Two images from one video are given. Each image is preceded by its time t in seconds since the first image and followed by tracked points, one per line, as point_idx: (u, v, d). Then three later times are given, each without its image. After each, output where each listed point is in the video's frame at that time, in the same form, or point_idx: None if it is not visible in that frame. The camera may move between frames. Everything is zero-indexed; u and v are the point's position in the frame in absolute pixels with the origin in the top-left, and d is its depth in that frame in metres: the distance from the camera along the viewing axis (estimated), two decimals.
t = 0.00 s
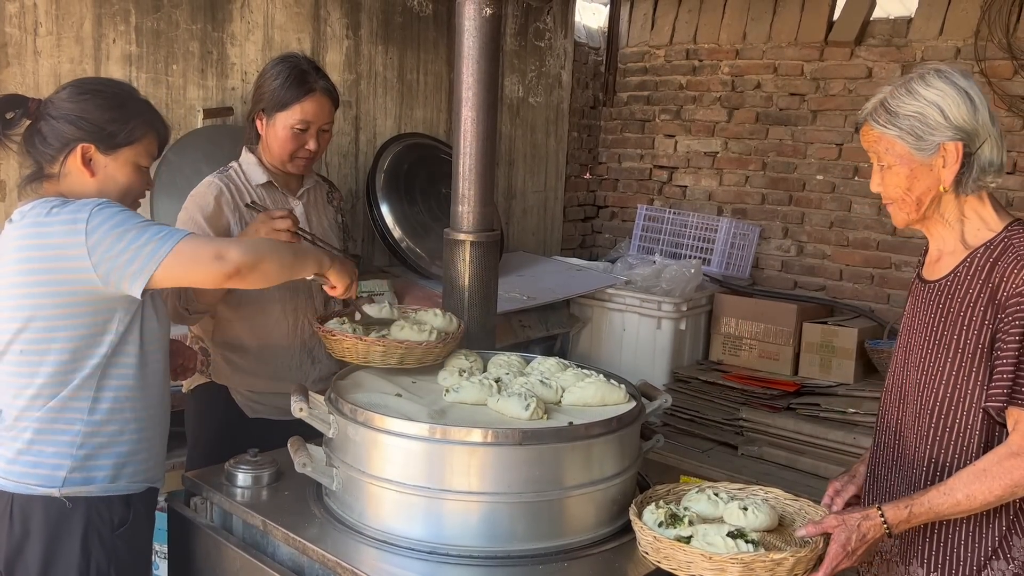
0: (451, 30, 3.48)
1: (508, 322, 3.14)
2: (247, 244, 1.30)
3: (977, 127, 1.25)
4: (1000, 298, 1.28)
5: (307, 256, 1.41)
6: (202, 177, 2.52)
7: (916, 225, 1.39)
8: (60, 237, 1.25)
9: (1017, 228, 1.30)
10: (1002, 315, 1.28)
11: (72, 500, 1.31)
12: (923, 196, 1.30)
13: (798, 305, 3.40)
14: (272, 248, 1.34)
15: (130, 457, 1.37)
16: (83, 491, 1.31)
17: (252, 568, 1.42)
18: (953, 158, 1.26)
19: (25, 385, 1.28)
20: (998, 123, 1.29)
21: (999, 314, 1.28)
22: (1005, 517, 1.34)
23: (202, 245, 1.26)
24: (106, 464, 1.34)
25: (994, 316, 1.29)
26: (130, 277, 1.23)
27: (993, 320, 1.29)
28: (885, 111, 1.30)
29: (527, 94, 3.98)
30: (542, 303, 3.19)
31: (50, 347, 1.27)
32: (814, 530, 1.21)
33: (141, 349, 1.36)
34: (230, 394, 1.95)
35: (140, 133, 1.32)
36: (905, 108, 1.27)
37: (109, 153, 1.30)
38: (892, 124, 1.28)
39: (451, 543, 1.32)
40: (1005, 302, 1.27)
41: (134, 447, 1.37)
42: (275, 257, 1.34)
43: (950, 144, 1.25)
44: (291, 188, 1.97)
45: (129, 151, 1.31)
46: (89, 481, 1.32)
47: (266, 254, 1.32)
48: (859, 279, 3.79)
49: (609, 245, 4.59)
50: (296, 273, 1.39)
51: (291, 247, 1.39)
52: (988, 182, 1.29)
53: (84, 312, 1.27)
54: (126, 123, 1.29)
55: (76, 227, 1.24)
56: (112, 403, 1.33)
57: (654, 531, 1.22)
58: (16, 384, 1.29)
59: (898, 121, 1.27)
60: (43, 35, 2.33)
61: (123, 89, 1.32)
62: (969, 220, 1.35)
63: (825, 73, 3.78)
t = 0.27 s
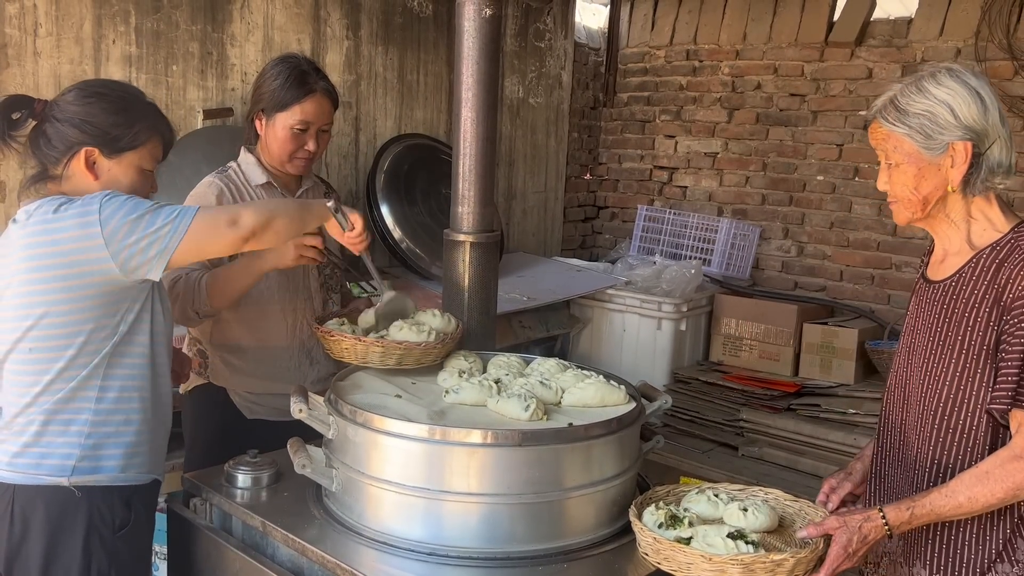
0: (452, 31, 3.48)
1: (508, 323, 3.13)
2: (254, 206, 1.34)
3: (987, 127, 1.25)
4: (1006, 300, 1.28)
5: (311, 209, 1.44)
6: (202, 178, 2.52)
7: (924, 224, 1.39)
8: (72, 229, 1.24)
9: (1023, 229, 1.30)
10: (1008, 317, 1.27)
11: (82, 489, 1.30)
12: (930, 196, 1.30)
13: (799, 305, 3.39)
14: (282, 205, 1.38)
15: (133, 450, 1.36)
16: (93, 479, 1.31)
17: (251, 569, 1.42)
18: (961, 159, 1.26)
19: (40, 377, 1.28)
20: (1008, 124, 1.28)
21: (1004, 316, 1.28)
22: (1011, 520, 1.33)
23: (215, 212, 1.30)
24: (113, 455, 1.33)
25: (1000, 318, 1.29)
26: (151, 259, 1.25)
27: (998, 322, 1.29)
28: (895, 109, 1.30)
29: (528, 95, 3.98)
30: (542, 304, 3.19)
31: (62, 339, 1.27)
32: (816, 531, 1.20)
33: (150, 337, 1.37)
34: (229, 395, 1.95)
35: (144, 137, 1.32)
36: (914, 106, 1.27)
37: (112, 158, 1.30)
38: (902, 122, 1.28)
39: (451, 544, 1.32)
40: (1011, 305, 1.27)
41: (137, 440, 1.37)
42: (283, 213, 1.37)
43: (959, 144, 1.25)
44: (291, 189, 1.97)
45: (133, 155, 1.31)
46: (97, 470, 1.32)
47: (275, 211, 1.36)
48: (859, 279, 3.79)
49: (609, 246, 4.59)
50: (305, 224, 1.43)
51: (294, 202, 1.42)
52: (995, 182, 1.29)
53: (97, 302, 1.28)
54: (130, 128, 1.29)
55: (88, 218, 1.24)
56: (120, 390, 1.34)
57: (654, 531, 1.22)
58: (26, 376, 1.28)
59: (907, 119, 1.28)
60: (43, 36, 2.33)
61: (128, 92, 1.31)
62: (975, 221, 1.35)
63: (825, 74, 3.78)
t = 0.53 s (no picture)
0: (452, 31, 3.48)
1: (508, 323, 3.13)
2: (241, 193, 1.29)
3: (988, 128, 1.25)
4: (1008, 302, 1.28)
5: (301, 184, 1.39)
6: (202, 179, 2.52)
7: (925, 227, 1.40)
8: (59, 232, 1.24)
9: None
10: (1010, 319, 1.27)
11: (83, 489, 1.30)
12: (930, 196, 1.30)
13: (799, 306, 3.39)
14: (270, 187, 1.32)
15: (135, 449, 1.36)
16: (94, 479, 1.31)
17: (251, 569, 1.41)
18: (962, 159, 1.26)
19: (35, 381, 1.28)
20: (1009, 124, 1.28)
21: (1006, 318, 1.28)
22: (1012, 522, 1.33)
23: (200, 206, 1.25)
24: (116, 454, 1.34)
25: (1002, 320, 1.29)
26: (136, 257, 1.24)
27: (1000, 324, 1.29)
28: (896, 108, 1.30)
29: (528, 95, 3.98)
30: (542, 304, 3.19)
31: (57, 342, 1.27)
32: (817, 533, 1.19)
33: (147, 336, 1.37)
34: (230, 398, 1.96)
35: (143, 137, 1.31)
36: (916, 106, 1.27)
37: (110, 157, 1.30)
38: (903, 122, 1.28)
39: (451, 544, 1.31)
40: (1013, 307, 1.27)
41: (138, 439, 1.37)
42: (270, 197, 1.32)
43: (959, 144, 1.25)
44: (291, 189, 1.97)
45: (131, 155, 1.31)
46: (98, 470, 1.32)
47: (263, 196, 1.31)
48: (859, 280, 3.79)
49: (610, 247, 4.59)
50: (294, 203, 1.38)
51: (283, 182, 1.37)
52: (996, 183, 1.29)
53: (90, 303, 1.27)
54: (129, 127, 1.29)
55: (74, 219, 1.23)
56: (118, 388, 1.34)
57: (655, 532, 1.22)
58: (24, 379, 1.29)
59: (908, 118, 1.27)
60: (43, 37, 2.33)
61: (128, 92, 1.32)
62: (977, 223, 1.35)
63: (825, 74, 3.78)
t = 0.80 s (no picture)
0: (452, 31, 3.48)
1: (509, 323, 3.13)
2: (214, 279, 1.22)
3: (986, 129, 1.25)
4: (1008, 304, 1.28)
5: (294, 290, 1.28)
6: (203, 179, 2.52)
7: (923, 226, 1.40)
8: (51, 251, 1.23)
9: None
10: (1010, 321, 1.27)
11: (78, 506, 1.31)
12: (926, 196, 1.30)
13: (799, 306, 3.39)
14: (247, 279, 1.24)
15: (135, 466, 1.36)
16: (88, 497, 1.31)
17: (252, 570, 1.41)
18: (958, 159, 1.26)
19: (24, 395, 1.28)
20: (1009, 126, 1.27)
21: (1006, 319, 1.28)
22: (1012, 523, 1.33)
23: (166, 280, 1.19)
24: (113, 472, 1.33)
25: (1002, 322, 1.29)
26: (102, 301, 1.20)
27: (1000, 325, 1.29)
28: (894, 107, 1.30)
29: (528, 96, 3.98)
30: (542, 304, 3.19)
31: (44, 361, 1.27)
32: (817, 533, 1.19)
33: (139, 359, 1.33)
34: (234, 401, 1.95)
35: (149, 133, 1.30)
36: (913, 105, 1.27)
37: (115, 156, 1.28)
38: (900, 121, 1.28)
39: (451, 545, 1.31)
40: (1013, 308, 1.26)
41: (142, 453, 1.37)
42: (242, 295, 1.23)
43: (955, 144, 1.25)
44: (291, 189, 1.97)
45: (136, 153, 1.29)
46: (96, 487, 1.32)
47: (234, 291, 1.22)
48: (860, 280, 3.79)
49: (610, 247, 4.59)
50: (277, 310, 1.27)
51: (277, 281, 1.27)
52: (992, 185, 1.29)
53: (72, 329, 1.26)
54: (134, 124, 1.28)
55: (63, 242, 1.21)
56: (97, 423, 1.31)
57: (656, 533, 1.22)
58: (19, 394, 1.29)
59: (906, 117, 1.27)
60: (43, 37, 2.33)
61: (135, 90, 1.30)
62: (975, 224, 1.35)
63: (826, 74, 3.78)
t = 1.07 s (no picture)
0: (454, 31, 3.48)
1: (510, 324, 3.13)
2: (228, 315, 1.20)
3: (982, 130, 1.24)
4: (1005, 304, 1.27)
5: (305, 328, 1.27)
6: (204, 179, 2.52)
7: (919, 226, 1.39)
8: (66, 264, 1.22)
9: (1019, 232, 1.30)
10: (1007, 321, 1.27)
11: (82, 511, 1.31)
12: (921, 196, 1.30)
13: (800, 307, 3.39)
14: (258, 316, 1.23)
15: (140, 475, 1.36)
16: (92, 503, 1.31)
17: (253, 570, 1.41)
18: (953, 160, 1.26)
19: (34, 399, 1.29)
20: (1006, 128, 1.27)
21: (1003, 320, 1.28)
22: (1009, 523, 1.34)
23: (179, 313, 1.18)
24: (117, 478, 1.33)
25: (999, 322, 1.29)
26: (113, 322, 1.19)
27: (997, 325, 1.29)
28: (891, 107, 1.30)
29: (529, 96, 3.98)
30: (543, 304, 3.19)
31: (53, 371, 1.27)
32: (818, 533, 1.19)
33: (147, 375, 1.32)
34: (239, 403, 1.97)
35: (164, 141, 1.29)
36: (910, 105, 1.27)
37: (130, 164, 1.27)
38: (897, 121, 1.28)
39: (452, 545, 1.32)
40: (1010, 308, 1.26)
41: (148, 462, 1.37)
42: (255, 332, 1.22)
43: (951, 144, 1.25)
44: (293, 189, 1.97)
45: (152, 161, 1.28)
46: (101, 493, 1.32)
47: (247, 328, 1.22)
48: (861, 280, 3.79)
49: (611, 247, 4.59)
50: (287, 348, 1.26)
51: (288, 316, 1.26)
52: (986, 186, 1.28)
53: (81, 344, 1.25)
54: (149, 132, 1.26)
55: (80, 257, 1.21)
56: (104, 436, 1.31)
57: (657, 534, 1.22)
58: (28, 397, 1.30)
59: (902, 117, 1.28)
60: (44, 37, 2.33)
61: (150, 95, 1.29)
62: (970, 222, 1.34)
63: (826, 75, 3.78)
